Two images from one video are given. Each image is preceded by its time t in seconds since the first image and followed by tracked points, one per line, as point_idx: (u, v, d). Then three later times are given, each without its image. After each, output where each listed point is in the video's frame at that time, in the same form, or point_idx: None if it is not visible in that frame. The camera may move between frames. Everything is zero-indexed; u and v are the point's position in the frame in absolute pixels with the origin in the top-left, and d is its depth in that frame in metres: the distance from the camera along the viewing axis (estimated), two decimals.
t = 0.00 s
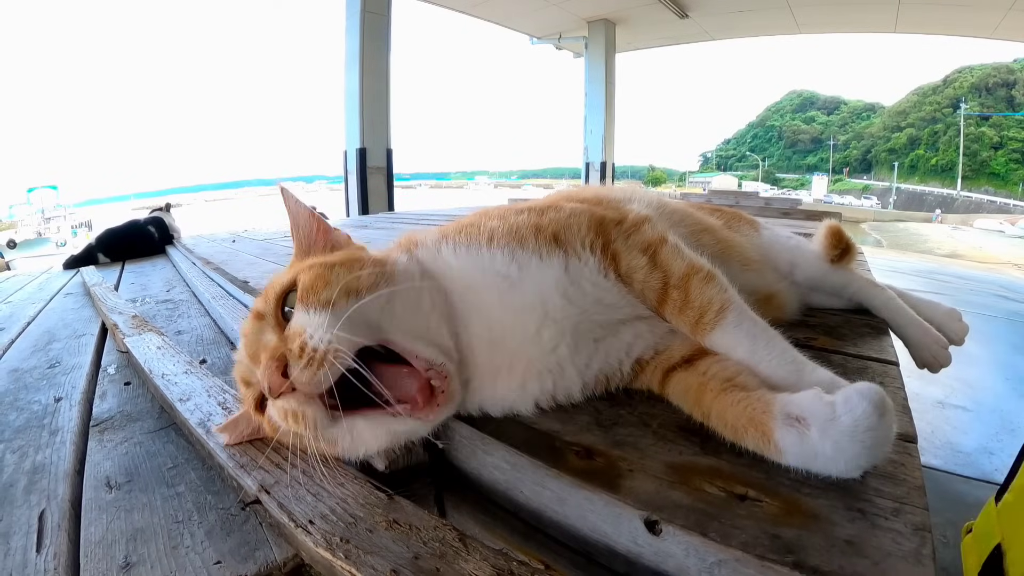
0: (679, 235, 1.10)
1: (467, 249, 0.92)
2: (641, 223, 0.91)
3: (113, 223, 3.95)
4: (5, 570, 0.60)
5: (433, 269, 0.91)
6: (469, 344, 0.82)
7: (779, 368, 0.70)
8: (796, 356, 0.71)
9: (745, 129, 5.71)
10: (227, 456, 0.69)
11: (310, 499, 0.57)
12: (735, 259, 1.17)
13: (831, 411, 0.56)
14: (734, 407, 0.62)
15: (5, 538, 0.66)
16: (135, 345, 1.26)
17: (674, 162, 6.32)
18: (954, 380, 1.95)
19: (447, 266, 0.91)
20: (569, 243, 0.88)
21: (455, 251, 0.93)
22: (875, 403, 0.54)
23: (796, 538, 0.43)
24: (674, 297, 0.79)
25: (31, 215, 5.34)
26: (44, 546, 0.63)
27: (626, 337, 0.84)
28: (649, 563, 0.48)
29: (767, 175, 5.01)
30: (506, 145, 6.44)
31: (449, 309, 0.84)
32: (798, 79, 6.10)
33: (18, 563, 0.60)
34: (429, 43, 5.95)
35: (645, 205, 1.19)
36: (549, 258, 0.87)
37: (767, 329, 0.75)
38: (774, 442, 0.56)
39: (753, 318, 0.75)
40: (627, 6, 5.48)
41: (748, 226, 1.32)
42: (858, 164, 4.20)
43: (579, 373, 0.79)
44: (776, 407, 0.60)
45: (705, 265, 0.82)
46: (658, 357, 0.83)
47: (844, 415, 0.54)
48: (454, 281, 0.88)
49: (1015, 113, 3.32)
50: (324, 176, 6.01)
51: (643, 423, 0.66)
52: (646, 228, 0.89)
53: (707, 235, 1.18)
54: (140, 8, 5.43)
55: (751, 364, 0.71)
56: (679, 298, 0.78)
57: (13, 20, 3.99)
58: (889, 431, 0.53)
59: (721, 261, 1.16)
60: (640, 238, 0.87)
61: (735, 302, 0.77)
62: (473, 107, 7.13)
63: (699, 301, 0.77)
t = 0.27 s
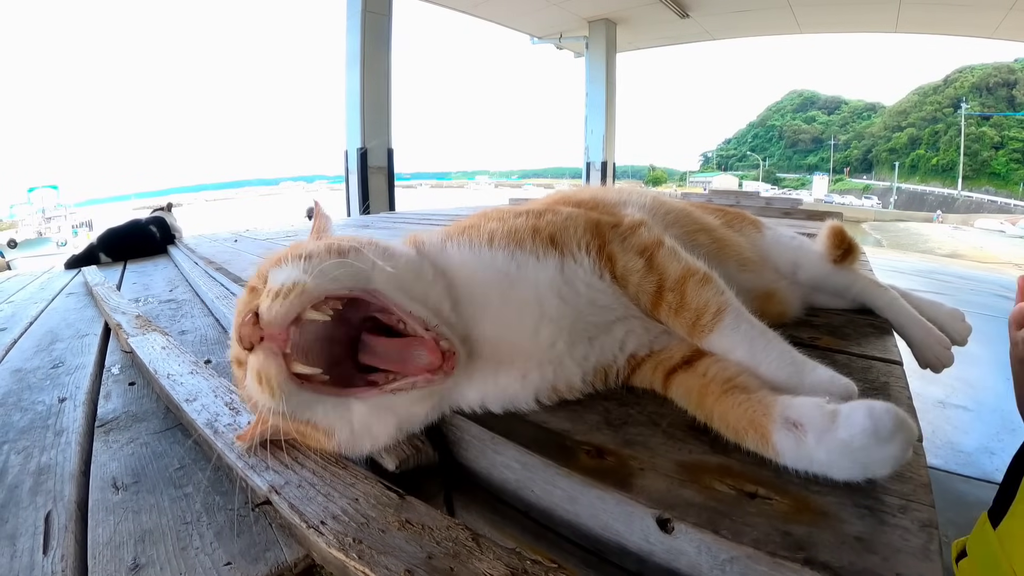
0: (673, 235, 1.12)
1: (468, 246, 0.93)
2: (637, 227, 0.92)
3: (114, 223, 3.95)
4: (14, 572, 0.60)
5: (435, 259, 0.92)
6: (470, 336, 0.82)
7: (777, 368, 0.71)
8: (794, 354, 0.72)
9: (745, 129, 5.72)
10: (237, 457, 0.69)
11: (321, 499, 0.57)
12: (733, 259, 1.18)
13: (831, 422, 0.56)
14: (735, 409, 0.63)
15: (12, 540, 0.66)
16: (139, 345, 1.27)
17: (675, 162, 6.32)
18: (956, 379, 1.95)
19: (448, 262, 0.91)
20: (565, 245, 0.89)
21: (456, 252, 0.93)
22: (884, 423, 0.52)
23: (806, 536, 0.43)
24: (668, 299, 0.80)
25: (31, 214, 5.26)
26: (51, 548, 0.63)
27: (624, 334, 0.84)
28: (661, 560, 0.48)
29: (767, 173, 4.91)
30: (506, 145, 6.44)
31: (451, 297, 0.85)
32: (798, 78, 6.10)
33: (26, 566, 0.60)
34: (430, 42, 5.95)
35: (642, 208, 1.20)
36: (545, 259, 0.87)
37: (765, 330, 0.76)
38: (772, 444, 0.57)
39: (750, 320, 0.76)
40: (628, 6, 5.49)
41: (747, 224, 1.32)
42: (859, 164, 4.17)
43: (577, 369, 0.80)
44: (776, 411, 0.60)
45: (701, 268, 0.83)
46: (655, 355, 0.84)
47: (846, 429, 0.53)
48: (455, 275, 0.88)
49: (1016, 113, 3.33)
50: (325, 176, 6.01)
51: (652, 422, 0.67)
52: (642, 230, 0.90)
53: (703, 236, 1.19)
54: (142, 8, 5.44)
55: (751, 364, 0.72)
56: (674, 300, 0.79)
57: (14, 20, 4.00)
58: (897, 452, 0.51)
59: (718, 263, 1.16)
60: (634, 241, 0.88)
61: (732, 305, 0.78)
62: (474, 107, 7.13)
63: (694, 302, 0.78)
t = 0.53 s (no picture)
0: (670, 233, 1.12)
1: (463, 243, 0.93)
2: (636, 225, 0.93)
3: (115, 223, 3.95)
4: (14, 569, 0.60)
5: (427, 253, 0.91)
6: (464, 332, 0.83)
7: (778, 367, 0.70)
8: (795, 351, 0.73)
9: (746, 129, 5.72)
10: (238, 453, 0.69)
11: (321, 496, 0.58)
12: (734, 259, 1.18)
13: (831, 427, 0.55)
14: (733, 409, 0.63)
15: (12, 537, 0.66)
16: (140, 344, 1.27)
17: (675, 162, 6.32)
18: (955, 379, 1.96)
19: (443, 258, 0.91)
20: (563, 243, 0.89)
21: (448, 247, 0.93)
22: (887, 434, 0.51)
23: (805, 532, 0.44)
24: (667, 299, 0.81)
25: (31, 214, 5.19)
26: (52, 545, 0.64)
27: (622, 332, 0.85)
28: (660, 557, 0.48)
29: (767, 175, 4.97)
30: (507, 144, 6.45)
31: (437, 290, 0.85)
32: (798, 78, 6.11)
33: (26, 563, 0.60)
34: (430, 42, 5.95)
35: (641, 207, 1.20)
36: (541, 257, 0.87)
37: (765, 329, 0.76)
38: (769, 447, 0.56)
39: (749, 320, 0.77)
40: (629, 6, 5.49)
41: (748, 224, 1.32)
42: (859, 164, 4.16)
43: (572, 368, 0.80)
44: (774, 414, 0.60)
45: (700, 266, 0.84)
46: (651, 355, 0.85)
47: (844, 436, 0.52)
48: (448, 271, 0.87)
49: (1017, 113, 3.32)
50: (325, 175, 6.01)
51: (651, 420, 0.67)
52: (641, 229, 0.91)
53: (703, 235, 1.19)
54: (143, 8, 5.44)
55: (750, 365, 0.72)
56: (673, 300, 0.80)
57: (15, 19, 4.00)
58: (898, 465, 0.49)
59: (718, 262, 1.16)
60: (634, 239, 0.89)
61: (731, 304, 0.78)
62: (474, 107, 7.13)
63: (693, 300, 0.79)
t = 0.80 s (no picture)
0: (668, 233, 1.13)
1: (459, 240, 0.94)
2: (634, 225, 0.93)
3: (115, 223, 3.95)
4: (16, 568, 0.60)
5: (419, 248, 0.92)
6: (456, 327, 0.84)
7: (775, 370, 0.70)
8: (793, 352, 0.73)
9: (746, 129, 5.72)
10: (238, 453, 0.69)
11: (320, 495, 0.58)
12: (733, 259, 1.18)
13: (829, 433, 0.54)
14: (731, 412, 0.63)
15: (12, 536, 0.66)
16: (140, 344, 1.27)
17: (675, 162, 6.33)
18: (955, 379, 1.96)
19: (437, 255, 0.92)
20: (560, 241, 0.89)
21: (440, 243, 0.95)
22: (887, 443, 0.50)
23: (801, 532, 0.44)
24: (665, 299, 0.82)
25: (31, 214, 5.19)
26: (52, 544, 0.64)
27: (620, 332, 0.85)
28: (658, 557, 0.48)
29: (767, 175, 4.94)
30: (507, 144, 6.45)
31: (423, 281, 0.87)
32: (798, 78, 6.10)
33: (27, 562, 0.61)
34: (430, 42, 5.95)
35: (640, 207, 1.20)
36: (534, 253, 0.87)
37: (763, 330, 0.76)
38: (764, 452, 0.56)
39: (747, 321, 0.77)
40: (629, 6, 5.50)
41: (747, 225, 1.32)
42: (860, 164, 4.16)
43: (568, 369, 0.80)
44: (771, 418, 0.60)
45: (698, 267, 0.84)
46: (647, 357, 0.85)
47: (843, 443, 0.52)
48: (439, 266, 0.89)
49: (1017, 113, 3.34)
50: (325, 175, 6.01)
51: (649, 420, 0.67)
52: (640, 229, 0.91)
53: (702, 236, 1.19)
54: (144, 7, 5.45)
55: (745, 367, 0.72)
56: (671, 300, 0.81)
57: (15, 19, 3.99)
58: (898, 475, 0.49)
59: (718, 262, 1.16)
60: (631, 238, 0.90)
61: (728, 305, 0.78)
62: (474, 107, 7.13)
63: (690, 300, 0.80)
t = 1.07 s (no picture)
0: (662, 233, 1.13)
1: (452, 242, 0.94)
2: (626, 224, 0.92)
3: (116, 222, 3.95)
4: (18, 565, 0.61)
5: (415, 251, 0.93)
6: (449, 326, 0.86)
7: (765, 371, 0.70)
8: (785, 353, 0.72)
9: (746, 129, 5.72)
10: (240, 450, 0.70)
11: (322, 492, 0.58)
12: (731, 260, 1.18)
13: (820, 437, 0.53)
14: (721, 414, 0.62)
15: (15, 533, 0.67)
16: (142, 343, 1.28)
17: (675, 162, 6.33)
18: (955, 379, 1.96)
19: (430, 256, 0.92)
20: (548, 241, 0.89)
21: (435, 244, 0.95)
22: (879, 449, 0.49)
23: (798, 528, 0.44)
24: (653, 298, 0.81)
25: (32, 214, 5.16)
26: (55, 541, 0.64)
27: (610, 332, 0.85)
28: (656, 553, 0.49)
29: (767, 174, 4.91)
30: (507, 144, 6.46)
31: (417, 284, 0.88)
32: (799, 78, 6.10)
33: (30, 559, 0.61)
34: (430, 41, 5.94)
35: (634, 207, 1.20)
36: (522, 254, 0.88)
37: (753, 331, 0.75)
38: (753, 454, 0.56)
39: (737, 321, 0.76)
40: (629, 6, 5.50)
41: (747, 225, 1.32)
42: (859, 164, 4.16)
43: (557, 369, 0.80)
44: (761, 421, 0.59)
45: (690, 267, 0.83)
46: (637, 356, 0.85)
47: (834, 447, 0.51)
48: (433, 268, 0.90)
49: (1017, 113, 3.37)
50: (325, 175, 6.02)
51: (648, 419, 0.67)
52: (631, 228, 0.90)
53: (700, 237, 1.19)
54: (145, 7, 5.46)
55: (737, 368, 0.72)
56: (660, 300, 0.80)
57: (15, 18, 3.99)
58: (890, 481, 0.48)
59: (716, 263, 1.16)
60: (621, 237, 0.88)
61: (718, 305, 0.77)
62: (474, 107, 7.13)
63: (680, 300, 0.78)
